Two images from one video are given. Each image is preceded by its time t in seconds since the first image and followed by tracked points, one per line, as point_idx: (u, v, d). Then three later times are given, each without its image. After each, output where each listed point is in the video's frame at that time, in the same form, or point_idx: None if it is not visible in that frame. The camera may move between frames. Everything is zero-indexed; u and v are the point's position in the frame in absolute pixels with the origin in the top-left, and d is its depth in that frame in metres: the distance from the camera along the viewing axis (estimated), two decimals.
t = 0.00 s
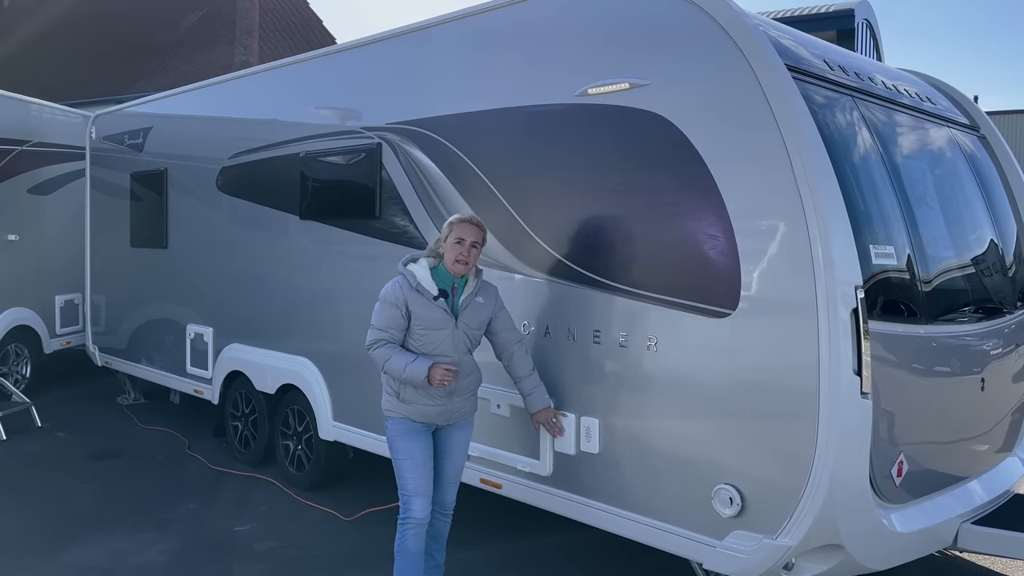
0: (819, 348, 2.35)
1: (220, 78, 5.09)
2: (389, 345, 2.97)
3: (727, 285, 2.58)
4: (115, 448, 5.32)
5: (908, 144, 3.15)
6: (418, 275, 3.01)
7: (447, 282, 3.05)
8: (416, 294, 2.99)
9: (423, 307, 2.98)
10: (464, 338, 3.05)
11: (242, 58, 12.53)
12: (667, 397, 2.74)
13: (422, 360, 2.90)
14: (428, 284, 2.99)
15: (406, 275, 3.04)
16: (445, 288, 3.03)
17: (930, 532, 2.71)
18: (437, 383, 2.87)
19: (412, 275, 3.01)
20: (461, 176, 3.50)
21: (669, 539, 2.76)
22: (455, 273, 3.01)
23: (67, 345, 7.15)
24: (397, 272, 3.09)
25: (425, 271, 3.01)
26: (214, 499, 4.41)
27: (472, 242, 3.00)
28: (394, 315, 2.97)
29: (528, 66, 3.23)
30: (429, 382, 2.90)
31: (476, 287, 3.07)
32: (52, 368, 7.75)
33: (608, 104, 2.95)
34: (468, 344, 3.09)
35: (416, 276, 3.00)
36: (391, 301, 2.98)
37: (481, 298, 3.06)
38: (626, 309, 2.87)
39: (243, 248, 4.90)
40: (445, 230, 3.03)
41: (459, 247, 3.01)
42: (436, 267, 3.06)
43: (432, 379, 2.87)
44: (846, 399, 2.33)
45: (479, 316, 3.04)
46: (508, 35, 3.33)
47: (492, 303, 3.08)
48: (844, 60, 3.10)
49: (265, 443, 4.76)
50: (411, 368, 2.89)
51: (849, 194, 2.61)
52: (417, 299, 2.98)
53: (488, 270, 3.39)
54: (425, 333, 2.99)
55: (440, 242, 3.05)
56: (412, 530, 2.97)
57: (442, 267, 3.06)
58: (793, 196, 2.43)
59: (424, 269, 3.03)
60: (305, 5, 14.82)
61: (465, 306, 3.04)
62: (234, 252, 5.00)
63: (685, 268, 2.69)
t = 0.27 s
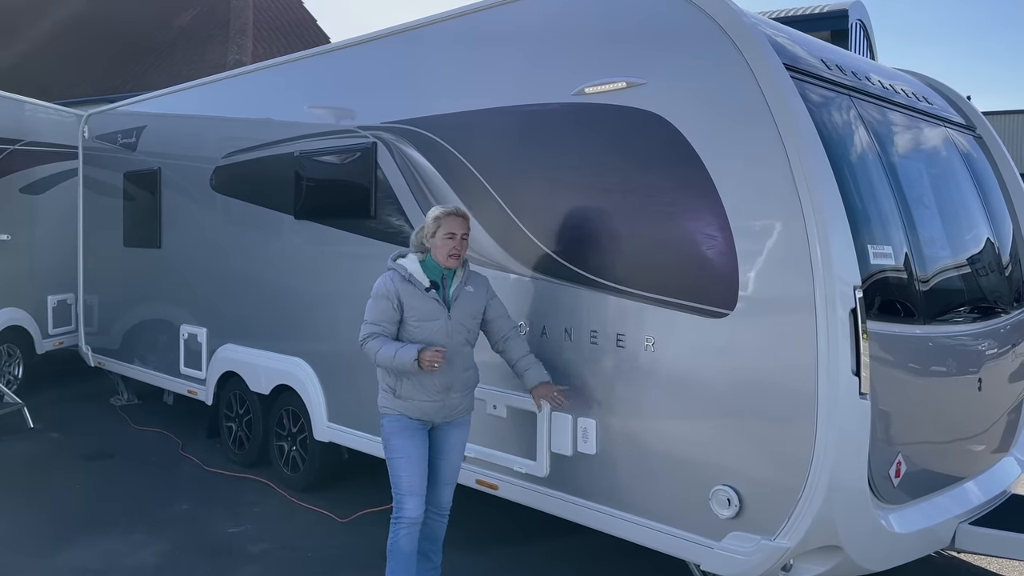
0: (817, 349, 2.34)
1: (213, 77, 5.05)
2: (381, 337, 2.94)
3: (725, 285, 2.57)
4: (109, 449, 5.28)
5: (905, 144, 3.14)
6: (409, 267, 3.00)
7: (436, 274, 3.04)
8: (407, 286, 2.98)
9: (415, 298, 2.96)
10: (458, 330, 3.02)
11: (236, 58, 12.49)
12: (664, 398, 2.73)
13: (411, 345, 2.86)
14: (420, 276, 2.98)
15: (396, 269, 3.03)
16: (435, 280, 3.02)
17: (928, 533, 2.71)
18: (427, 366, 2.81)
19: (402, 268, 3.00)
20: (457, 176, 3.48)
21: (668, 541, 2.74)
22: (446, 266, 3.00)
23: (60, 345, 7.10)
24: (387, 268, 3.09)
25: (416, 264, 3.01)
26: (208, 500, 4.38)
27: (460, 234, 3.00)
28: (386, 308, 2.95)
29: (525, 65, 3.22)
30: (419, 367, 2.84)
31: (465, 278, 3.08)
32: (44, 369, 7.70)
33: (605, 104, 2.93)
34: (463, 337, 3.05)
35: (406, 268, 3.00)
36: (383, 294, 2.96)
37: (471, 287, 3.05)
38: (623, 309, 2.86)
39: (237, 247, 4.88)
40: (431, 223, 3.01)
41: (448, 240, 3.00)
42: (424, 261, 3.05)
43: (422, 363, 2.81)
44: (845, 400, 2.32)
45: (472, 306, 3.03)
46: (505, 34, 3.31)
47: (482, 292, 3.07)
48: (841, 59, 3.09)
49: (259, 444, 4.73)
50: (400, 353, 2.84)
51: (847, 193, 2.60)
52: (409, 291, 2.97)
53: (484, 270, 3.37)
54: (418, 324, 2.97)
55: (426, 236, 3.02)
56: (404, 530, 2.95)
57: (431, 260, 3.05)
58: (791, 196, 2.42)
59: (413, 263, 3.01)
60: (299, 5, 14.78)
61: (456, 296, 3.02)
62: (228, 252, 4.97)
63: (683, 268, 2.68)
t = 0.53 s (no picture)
0: (817, 349, 2.34)
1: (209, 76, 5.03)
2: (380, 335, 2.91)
3: (724, 285, 2.57)
4: (104, 449, 5.26)
5: (901, 144, 3.15)
6: (397, 262, 2.99)
7: (422, 267, 3.05)
8: (399, 281, 2.97)
9: (408, 293, 2.96)
10: (452, 320, 3.03)
11: (231, 57, 12.46)
12: (663, 398, 2.73)
13: (412, 336, 2.84)
14: (410, 269, 2.98)
15: (383, 267, 3.01)
16: (423, 272, 3.03)
17: (926, 532, 2.72)
18: (432, 353, 2.79)
19: (390, 264, 2.99)
20: (455, 176, 3.47)
21: (666, 541, 2.74)
22: (430, 258, 3.02)
23: (54, 345, 7.06)
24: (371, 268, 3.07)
25: (401, 257, 3.01)
26: (204, 501, 4.37)
27: (440, 225, 3.02)
28: (380, 306, 2.93)
29: (523, 65, 3.21)
30: (424, 355, 2.82)
31: (448, 268, 3.11)
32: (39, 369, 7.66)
33: (604, 104, 2.93)
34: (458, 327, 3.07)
35: (395, 263, 2.99)
36: (375, 292, 2.94)
37: (457, 276, 3.09)
38: (621, 309, 2.86)
39: (233, 247, 4.86)
40: (409, 218, 3.00)
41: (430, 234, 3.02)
42: (407, 256, 3.05)
43: (426, 350, 2.78)
44: (844, 400, 2.33)
45: (461, 294, 3.06)
46: (503, 34, 3.30)
47: (466, 280, 3.11)
48: (839, 59, 3.10)
49: (255, 445, 4.71)
50: (403, 345, 2.82)
51: (845, 193, 2.60)
52: (401, 286, 2.96)
53: (482, 270, 3.37)
54: (413, 319, 2.96)
55: (404, 231, 3.00)
56: (378, 529, 2.97)
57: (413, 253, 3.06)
58: (791, 196, 2.42)
59: (397, 259, 3.00)
60: (294, 4, 14.74)
61: (445, 287, 3.05)
62: (224, 252, 4.95)
63: (682, 268, 2.68)
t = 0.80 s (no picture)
0: (816, 350, 2.35)
1: (204, 75, 5.02)
2: (360, 341, 2.85)
3: (722, 285, 2.58)
4: (99, 450, 5.23)
5: (897, 144, 3.16)
6: (368, 265, 2.93)
7: (392, 269, 3.01)
8: (373, 284, 2.92)
9: (384, 295, 2.92)
10: (426, 321, 3.03)
11: (226, 56, 12.45)
12: (661, 398, 2.74)
13: (399, 339, 2.80)
14: (382, 271, 2.94)
15: (354, 271, 2.94)
16: (395, 274, 3.00)
17: (922, 531, 2.73)
18: (424, 354, 2.77)
19: (361, 267, 2.93)
20: (453, 176, 3.47)
21: (665, 541, 2.75)
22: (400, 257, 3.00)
23: (48, 345, 7.01)
24: (339, 273, 2.99)
25: (371, 260, 2.96)
26: (200, 502, 4.35)
27: (408, 224, 3.01)
28: (356, 311, 2.87)
29: (521, 65, 3.21)
30: (415, 357, 2.79)
31: (415, 268, 3.10)
32: (32, 369, 7.62)
33: (602, 104, 2.93)
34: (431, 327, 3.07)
35: (366, 267, 2.93)
36: (351, 297, 2.87)
37: (425, 276, 3.10)
38: (619, 309, 2.86)
39: (229, 247, 4.84)
40: (379, 219, 2.96)
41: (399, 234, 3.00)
42: (376, 259, 3.00)
43: (419, 351, 2.76)
44: (842, 400, 2.33)
45: (432, 293, 3.07)
46: (501, 34, 3.30)
47: (434, 278, 3.13)
48: (835, 60, 3.10)
49: (251, 445, 4.70)
50: (392, 349, 2.78)
51: (842, 193, 2.61)
52: (376, 289, 2.92)
53: (479, 271, 3.37)
54: (391, 322, 2.93)
55: (374, 232, 2.96)
56: (348, 533, 2.96)
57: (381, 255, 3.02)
58: (790, 196, 2.42)
59: (369, 262, 2.94)
60: (289, 3, 14.72)
61: (416, 287, 3.05)
62: (220, 251, 4.94)
63: (681, 269, 2.69)
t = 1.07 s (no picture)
0: (813, 348, 2.35)
1: (199, 74, 5.00)
2: (321, 343, 2.80)
3: (720, 284, 2.58)
4: (93, 450, 5.21)
5: (893, 144, 3.17)
6: (334, 265, 2.88)
7: (358, 269, 2.97)
8: (338, 285, 2.87)
9: (349, 297, 2.87)
10: (390, 323, 3.00)
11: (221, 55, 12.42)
12: (659, 397, 2.74)
13: (360, 342, 2.77)
14: (348, 272, 2.89)
15: (318, 270, 2.88)
16: (360, 273, 2.96)
17: (918, 529, 2.74)
18: (385, 359, 2.75)
19: (327, 267, 2.86)
20: (449, 175, 3.47)
21: (662, 539, 2.75)
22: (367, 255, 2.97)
23: (43, 345, 6.93)
24: (302, 272, 2.92)
25: (337, 260, 2.90)
26: (195, 502, 4.34)
27: (373, 221, 2.99)
28: (319, 311, 2.81)
29: (517, 64, 3.21)
30: (376, 361, 2.77)
31: (379, 269, 3.07)
32: (26, 369, 7.58)
33: (599, 103, 2.93)
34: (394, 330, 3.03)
35: (332, 267, 2.87)
36: (315, 298, 2.81)
37: (390, 277, 3.08)
38: (616, 308, 2.87)
39: (224, 247, 4.83)
40: (345, 218, 2.91)
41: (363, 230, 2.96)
42: (341, 258, 2.95)
43: (380, 355, 2.74)
44: (839, 398, 2.34)
45: (396, 295, 3.05)
46: (497, 33, 3.30)
47: (399, 280, 3.11)
48: (831, 60, 3.11)
49: (247, 445, 4.69)
50: (353, 353, 2.74)
51: (839, 192, 2.62)
52: (341, 290, 2.86)
53: (476, 270, 3.36)
54: (355, 324, 2.88)
55: (338, 229, 2.92)
56: (325, 534, 2.90)
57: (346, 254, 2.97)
58: (787, 196, 2.43)
59: (334, 261, 2.89)
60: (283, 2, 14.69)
61: (382, 288, 3.02)
62: (215, 251, 4.92)
63: (678, 268, 2.69)
